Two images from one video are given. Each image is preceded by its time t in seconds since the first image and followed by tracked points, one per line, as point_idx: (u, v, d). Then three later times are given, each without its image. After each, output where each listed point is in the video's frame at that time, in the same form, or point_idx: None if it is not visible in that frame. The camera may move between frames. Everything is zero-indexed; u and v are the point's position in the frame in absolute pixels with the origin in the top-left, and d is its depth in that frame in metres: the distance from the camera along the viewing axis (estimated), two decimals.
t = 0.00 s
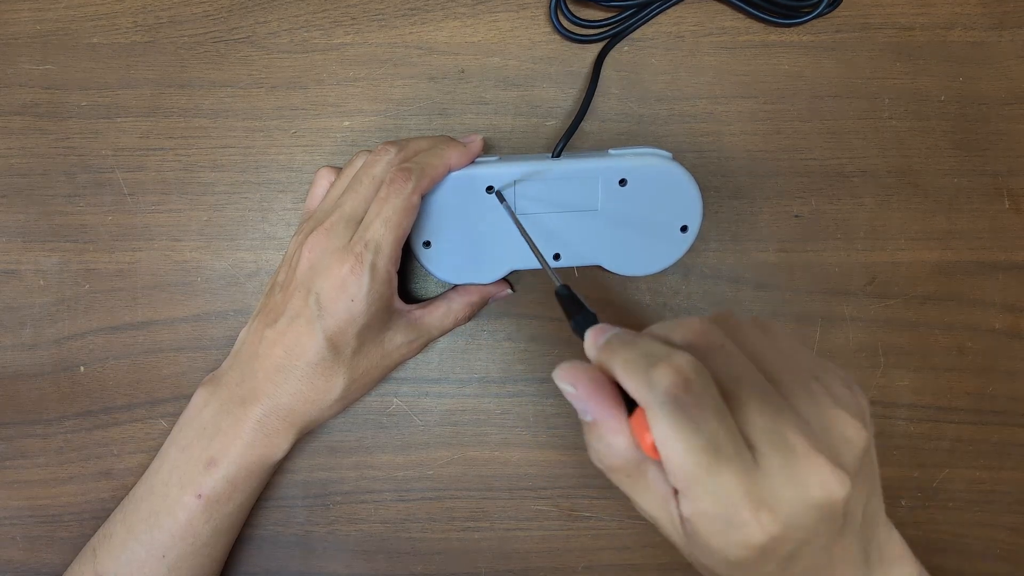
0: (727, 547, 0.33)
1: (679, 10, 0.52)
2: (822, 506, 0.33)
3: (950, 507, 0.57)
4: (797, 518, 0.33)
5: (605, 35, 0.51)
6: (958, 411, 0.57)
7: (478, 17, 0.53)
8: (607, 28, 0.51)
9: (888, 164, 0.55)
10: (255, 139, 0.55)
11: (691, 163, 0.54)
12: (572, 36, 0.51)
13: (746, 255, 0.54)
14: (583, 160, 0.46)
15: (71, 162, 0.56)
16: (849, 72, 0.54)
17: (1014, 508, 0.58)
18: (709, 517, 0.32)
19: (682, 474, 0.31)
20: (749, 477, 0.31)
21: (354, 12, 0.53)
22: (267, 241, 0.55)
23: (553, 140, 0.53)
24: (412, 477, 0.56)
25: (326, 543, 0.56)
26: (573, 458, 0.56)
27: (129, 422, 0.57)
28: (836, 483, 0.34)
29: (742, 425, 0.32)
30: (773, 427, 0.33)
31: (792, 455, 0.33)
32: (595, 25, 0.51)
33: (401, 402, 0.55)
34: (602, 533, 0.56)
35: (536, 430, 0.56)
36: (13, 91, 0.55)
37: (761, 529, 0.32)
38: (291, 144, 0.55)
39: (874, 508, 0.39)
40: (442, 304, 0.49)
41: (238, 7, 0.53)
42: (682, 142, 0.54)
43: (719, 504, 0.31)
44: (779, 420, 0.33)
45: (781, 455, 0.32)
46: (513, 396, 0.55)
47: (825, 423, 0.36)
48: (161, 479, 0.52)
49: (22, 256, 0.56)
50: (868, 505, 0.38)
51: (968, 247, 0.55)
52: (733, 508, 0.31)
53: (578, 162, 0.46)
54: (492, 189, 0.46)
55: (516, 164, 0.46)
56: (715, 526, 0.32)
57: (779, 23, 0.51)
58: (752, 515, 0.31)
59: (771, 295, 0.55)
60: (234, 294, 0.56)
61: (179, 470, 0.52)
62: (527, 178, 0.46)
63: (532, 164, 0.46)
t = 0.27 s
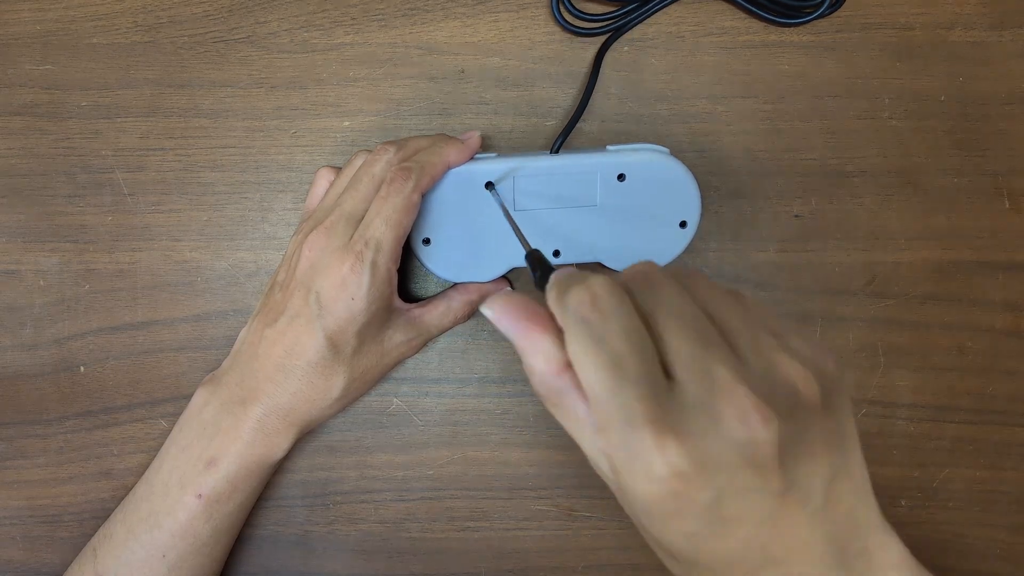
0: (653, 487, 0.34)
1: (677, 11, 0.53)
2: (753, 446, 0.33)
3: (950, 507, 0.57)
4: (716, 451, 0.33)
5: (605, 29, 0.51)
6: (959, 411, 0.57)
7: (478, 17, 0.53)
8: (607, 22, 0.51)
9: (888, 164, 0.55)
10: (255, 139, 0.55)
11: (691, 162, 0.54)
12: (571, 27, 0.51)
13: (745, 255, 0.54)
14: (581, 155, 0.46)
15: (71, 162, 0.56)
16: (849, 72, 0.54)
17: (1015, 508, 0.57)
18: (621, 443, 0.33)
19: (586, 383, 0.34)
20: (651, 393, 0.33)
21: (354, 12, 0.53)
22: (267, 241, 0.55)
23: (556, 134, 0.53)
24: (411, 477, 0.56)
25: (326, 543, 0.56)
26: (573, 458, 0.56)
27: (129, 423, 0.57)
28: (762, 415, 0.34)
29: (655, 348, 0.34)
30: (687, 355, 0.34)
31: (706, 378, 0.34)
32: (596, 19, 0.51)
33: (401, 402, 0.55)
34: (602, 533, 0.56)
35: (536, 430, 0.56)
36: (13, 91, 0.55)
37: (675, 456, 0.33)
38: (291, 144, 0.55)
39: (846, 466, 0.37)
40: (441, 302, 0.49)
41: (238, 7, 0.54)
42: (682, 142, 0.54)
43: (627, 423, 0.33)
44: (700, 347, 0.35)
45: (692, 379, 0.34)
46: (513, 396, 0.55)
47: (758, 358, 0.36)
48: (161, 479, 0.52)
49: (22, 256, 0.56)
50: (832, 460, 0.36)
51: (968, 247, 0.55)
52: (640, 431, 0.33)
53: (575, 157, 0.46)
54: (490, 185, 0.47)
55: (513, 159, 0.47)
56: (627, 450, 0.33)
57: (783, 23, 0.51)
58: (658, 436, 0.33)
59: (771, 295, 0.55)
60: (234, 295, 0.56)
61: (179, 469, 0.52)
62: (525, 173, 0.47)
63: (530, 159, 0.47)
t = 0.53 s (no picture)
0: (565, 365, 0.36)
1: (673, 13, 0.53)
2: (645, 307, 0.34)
3: (952, 507, 0.57)
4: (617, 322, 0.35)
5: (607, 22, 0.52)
6: (960, 411, 0.56)
7: (477, 18, 0.54)
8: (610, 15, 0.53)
9: (888, 164, 0.55)
10: (255, 138, 0.55)
11: (691, 162, 0.54)
12: (574, 19, 0.52)
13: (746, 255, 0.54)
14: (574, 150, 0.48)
15: (71, 162, 0.56)
16: (848, 72, 0.54)
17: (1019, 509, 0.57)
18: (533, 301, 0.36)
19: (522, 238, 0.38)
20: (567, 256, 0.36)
21: (354, 12, 0.54)
22: (266, 241, 0.55)
23: (550, 131, 0.53)
24: (411, 477, 0.56)
25: (326, 543, 0.56)
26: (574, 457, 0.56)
27: (129, 423, 0.56)
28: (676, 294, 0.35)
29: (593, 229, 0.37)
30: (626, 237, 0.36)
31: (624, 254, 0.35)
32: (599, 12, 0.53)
33: (401, 402, 0.55)
34: (603, 534, 0.56)
35: (536, 430, 0.55)
36: (13, 91, 0.56)
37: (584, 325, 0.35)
38: (291, 144, 0.55)
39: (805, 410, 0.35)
40: (440, 300, 0.49)
41: (239, 8, 0.54)
42: (682, 142, 0.54)
43: (538, 291, 0.36)
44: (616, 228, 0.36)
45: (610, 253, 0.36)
46: (512, 396, 0.55)
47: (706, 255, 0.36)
48: (160, 478, 0.52)
49: (22, 255, 0.56)
50: (783, 393, 0.34)
51: (968, 247, 0.55)
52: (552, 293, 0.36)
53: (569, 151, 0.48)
54: (486, 178, 0.48)
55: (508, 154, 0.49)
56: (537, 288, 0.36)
57: (784, 23, 0.52)
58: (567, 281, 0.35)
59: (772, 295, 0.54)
60: (233, 295, 0.55)
61: (177, 468, 0.52)
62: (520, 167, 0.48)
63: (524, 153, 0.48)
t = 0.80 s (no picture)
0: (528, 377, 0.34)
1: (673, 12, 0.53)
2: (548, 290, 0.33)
3: (954, 509, 0.56)
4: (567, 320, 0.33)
5: (608, 21, 0.52)
6: (962, 413, 0.56)
7: (477, 18, 0.54)
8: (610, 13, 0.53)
9: (887, 164, 0.55)
10: (255, 138, 0.55)
11: (691, 162, 0.54)
12: (576, 17, 0.53)
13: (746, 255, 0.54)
14: (570, 150, 0.49)
15: (71, 162, 0.56)
16: (848, 72, 0.54)
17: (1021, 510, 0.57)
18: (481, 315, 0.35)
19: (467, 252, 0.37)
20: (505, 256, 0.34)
21: (354, 12, 0.54)
22: (266, 241, 0.55)
23: (551, 129, 0.53)
24: (411, 477, 0.56)
25: (325, 543, 0.56)
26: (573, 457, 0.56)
27: (129, 423, 0.56)
28: (620, 280, 0.33)
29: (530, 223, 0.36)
30: (555, 231, 0.35)
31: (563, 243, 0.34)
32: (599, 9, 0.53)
33: (401, 402, 0.55)
34: (603, 534, 0.56)
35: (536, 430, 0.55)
36: (14, 91, 0.56)
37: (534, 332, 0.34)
38: (291, 144, 0.55)
39: (792, 393, 0.32)
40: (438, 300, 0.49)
41: (238, 8, 0.54)
42: (682, 142, 0.54)
43: (483, 305, 0.34)
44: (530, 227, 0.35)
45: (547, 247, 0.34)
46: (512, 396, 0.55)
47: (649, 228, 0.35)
48: (158, 476, 0.52)
49: (22, 255, 0.56)
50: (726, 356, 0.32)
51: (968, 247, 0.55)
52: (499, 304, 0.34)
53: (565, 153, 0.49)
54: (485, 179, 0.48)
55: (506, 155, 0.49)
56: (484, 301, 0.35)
57: (786, 24, 0.53)
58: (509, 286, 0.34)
59: (772, 295, 0.54)
60: (233, 295, 0.55)
61: (175, 467, 0.52)
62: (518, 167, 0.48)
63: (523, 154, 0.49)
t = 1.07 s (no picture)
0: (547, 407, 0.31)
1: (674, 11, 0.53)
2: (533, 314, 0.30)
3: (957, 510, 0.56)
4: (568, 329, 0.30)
5: (608, 19, 0.52)
6: (965, 413, 0.55)
7: (477, 16, 0.54)
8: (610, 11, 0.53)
9: (888, 163, 0.54)
10: (254, 138, 0.54)
11: (691, 162, 0.54)
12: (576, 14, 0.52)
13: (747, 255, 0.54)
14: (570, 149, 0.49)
15: (70, 161, 0.56)
16: (849, 71, 0.54)
17: None
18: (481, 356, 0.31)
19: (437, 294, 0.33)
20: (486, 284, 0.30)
21: (354, 11, 0.54)
22: (266, 241, 0.55)
23: (550, 129, 0.53)
24: (411, 478, 0.56)
25: (325, 543, 0.56)
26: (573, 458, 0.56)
27: (128, 423, 0.56)
28: (604, 280, 0.30)
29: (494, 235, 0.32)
30: (520, 248, 0.31)
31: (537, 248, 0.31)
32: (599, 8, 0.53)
33: (401, 402, 0.55)
34: (603, 535, 0.56)
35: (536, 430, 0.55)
36: (12, 91, 0.56)
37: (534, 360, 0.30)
38: (290, 143, 0.55)
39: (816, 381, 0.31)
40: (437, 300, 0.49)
41: (237, 7, 0.54)
42: (682, 141, 0.54)
43: (473, 348, 0.31)
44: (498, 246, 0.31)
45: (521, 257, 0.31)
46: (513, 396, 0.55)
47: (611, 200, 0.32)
48: (155, 477, 0.52)
49: (20, 255, 0.56)
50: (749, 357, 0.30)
51: (969, 247, 0.55)
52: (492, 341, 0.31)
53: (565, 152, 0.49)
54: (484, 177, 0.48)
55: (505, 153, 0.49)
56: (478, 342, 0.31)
57: (789, 23, 0.53)
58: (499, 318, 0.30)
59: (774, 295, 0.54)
60: (232, 295, 0.55)
61: (173, 467, 0.52)
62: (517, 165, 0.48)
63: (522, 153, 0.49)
